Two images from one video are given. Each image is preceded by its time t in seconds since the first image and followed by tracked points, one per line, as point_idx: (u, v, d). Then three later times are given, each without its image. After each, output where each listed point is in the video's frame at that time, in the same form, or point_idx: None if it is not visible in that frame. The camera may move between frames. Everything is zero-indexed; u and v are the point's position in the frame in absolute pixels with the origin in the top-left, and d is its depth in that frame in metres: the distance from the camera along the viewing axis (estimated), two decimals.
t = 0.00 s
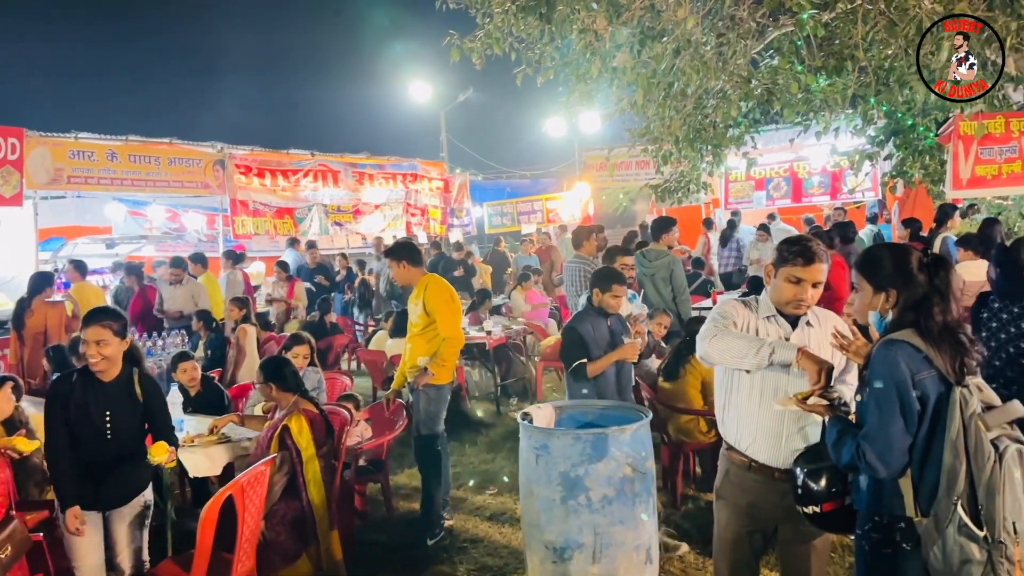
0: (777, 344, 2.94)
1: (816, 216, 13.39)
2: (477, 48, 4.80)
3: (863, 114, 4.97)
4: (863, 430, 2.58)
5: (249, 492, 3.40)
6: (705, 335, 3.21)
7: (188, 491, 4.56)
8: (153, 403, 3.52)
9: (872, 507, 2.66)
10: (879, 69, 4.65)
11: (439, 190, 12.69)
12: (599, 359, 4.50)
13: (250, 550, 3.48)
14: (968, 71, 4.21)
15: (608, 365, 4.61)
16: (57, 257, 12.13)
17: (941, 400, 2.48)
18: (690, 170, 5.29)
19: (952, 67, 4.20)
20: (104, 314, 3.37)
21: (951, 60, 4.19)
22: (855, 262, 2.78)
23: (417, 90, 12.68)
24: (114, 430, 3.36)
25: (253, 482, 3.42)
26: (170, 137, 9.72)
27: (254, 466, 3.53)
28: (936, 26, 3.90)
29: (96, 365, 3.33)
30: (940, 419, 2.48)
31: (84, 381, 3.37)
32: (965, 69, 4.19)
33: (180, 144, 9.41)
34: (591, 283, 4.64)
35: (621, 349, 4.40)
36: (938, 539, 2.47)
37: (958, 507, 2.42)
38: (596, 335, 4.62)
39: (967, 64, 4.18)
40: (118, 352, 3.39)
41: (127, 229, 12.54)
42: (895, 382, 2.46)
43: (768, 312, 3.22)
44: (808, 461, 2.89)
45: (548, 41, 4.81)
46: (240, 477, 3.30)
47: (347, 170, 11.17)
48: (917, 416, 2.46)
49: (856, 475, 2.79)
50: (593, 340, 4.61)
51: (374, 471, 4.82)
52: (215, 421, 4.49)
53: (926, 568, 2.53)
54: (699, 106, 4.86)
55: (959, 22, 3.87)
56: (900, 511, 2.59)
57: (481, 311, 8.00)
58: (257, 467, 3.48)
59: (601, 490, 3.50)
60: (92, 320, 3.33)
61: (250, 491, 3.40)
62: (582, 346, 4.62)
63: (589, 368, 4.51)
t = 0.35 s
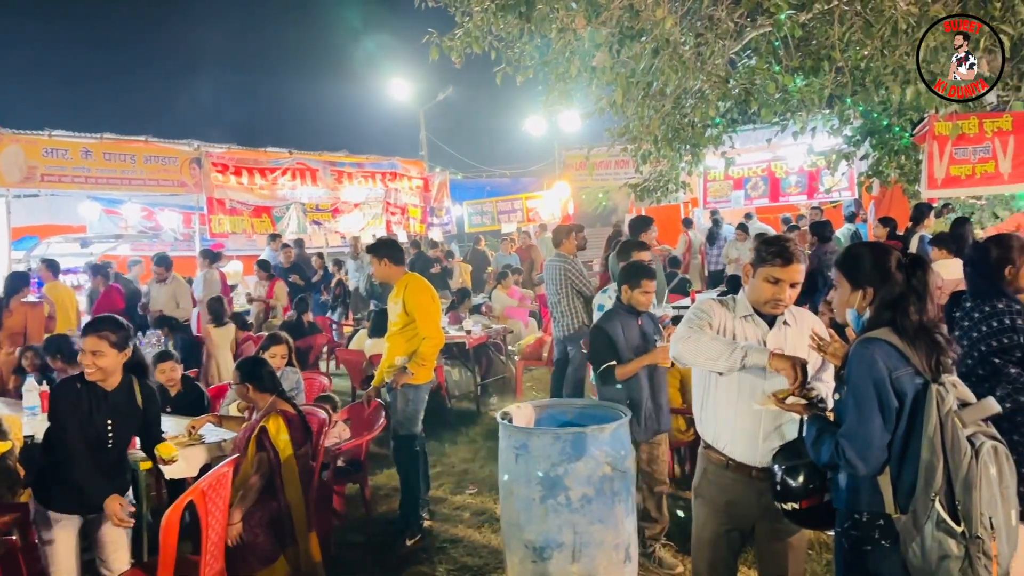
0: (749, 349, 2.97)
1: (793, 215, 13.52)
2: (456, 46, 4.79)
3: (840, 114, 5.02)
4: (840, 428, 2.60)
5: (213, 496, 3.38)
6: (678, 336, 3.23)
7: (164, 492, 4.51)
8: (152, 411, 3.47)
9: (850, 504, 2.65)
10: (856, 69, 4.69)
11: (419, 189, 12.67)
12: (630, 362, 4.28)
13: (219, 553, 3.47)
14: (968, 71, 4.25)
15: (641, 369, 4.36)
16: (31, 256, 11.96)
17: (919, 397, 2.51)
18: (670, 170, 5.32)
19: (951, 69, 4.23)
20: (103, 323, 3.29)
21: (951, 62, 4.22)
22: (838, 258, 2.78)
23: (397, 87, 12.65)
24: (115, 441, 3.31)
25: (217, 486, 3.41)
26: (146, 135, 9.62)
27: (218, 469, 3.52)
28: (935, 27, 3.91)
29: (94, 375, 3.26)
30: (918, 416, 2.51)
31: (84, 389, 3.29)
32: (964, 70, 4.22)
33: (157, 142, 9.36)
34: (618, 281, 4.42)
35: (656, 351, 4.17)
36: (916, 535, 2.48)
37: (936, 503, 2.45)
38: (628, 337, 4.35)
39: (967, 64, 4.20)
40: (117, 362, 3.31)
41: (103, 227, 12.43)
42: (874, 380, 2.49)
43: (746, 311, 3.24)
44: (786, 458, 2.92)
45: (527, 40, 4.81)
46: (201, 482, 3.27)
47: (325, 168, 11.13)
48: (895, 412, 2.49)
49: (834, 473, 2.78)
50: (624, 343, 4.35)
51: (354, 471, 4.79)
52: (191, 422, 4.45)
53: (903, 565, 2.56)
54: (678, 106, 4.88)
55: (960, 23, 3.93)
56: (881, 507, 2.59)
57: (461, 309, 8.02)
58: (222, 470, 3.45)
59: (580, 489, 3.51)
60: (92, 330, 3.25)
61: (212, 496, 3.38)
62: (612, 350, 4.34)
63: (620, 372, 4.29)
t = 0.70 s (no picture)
0: (730, 352, 2.96)
1: (779, 214, 13.58)
2: (443, 44, 4.78)
3: (826, 113, 5.04)
4: (825, 425, 2.62)
5: (202, 495, 3.34)
6: (662, 337, 3.23)
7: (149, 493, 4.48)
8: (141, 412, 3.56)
9: (837, 502, 2.64)
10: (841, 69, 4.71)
11: (406, 187, 12.67)
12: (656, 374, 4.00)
13: (207, 553, 3.43)
14: (967, 71, 4.29)
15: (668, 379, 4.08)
16: (15, 254, 11.87)
17: (902, 395, 2.53)
18: (657, 169, 5.34)
19: (952, 68, 4.27)
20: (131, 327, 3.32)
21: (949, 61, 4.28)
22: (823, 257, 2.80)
23: (386, 85, 12.62)
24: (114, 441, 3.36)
25: (207, 485, 3.36)
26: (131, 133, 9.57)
27: (207, 469, 3.45)
28: (938, 28, 3.98)
29: (125, 376, 3.29)
30: (901, 414, 2.53)
31: (89, 392, 3.24)
32: (965, 69, 4.26)
33: (141, 139, 9.29)
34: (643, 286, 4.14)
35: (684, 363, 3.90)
36: (902, 531, 2.51)
37: (921, 499, 2.47)
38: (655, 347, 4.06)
39: (967, 65, 4.24)
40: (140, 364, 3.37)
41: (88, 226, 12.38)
42: (857, 377, 2.51)
43: (730, 310, 3.25)
44: (772, 454, 2.93)
45: (514, 39, 4.80)
46: (192, 481, 3.24)
47: (313, 166, 11.07)
48: (879, 409, 2.51)
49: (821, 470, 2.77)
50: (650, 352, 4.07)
51: (340, 471, 4.78)
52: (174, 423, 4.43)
53: (890, 561, 2.58)
54: (665, 105, 4.89)
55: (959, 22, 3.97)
56: (864, 505, 2.60)
57: (449, 308, 8.02)
58: (211, 470, 3.40)
59: (567, 488, 3.51)
60: (128, 331, 3.28)
61: (204, 494, 3.35)
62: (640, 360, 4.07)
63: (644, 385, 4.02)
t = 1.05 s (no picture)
0: (730, 354, 2.95)
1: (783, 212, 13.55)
2: (446, 42, 4.77)
3: (830, 110, 5.03)
4: (827, 421, 2.62)
5: (216, 491, 3.33)
6: (664, 338, 3.21)
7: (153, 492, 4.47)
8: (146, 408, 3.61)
9: (841, 499, 2.63)
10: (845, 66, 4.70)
11: (410, 186, 12.68)
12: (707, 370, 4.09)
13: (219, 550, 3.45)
14: (968, 72, 4.25)
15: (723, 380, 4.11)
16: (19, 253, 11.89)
17: (903, 392, 2.52)
18: (660, 167, 5.34)
19: (953, 68, 4.24)
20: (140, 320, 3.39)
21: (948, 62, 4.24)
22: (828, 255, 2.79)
23: (389, 84, 12.62)
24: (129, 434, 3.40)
25: (221, 482, 3.35)
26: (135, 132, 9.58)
27: (221, 466, 3.44)
28: (939, 27, 3.96)
29: (145, 367, 3.35)
30: (903, 410, 2.52)
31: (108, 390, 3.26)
32: (965, 69, 4.23)
33: (145, 139, 9.32)
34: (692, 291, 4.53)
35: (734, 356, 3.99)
36: (905, 528, 2.49)
37: (923, 495, 2.45)
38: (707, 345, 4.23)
39: (968, 64, 4.22)
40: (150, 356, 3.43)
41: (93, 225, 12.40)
42: (858, 374, 2.51)
43: (733, 309, 3.23)
44: (776, 452, 2.94)
45: (517, 37, 4.80)
46: (207, 475, 3.24)
47: (316, 165, 11.07)
48: (879, 405, 2.51)
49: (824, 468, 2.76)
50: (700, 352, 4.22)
51: (344, 469, 4.78)
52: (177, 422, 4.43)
53: (893, 558, 2.57)
54: (669, 102, 4.88)
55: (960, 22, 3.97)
56: (868, 503, 2.59)
57: (453, 306, 8.01)
58: (224, 467, 3.39)
59: (570, 486, 3.51)
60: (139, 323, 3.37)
61: (218, 488, 3.34)
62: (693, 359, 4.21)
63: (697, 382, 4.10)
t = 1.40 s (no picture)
0: (749, 359, 2.92)
1: (807, 209, 13.38)
2: (466, 41, 4.78)
3: (853, 107, 4.98)
4: (852, 421, 2.60)
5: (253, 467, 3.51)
6: (685, 338, 3.18)
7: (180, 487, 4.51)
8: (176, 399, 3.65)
9: (865, 500, 2.63)
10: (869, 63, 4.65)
11: (431, 185, 12.72)
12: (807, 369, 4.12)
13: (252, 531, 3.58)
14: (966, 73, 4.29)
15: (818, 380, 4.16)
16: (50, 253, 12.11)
17: (928, 392, 2.49)
18: (681, 165, 5.31)
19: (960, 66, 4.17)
20: (154, 312, 3.43)
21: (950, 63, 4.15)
22: (852, 253, 2.76)
23: (410, 84, 12.66)
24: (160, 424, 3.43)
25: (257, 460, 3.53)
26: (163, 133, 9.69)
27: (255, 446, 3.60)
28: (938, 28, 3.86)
29: (165, 359, 3.42)
30: (928, 410, 2.48)
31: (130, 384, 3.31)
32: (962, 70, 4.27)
33: (171, 139, 9.33)
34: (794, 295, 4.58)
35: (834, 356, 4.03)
36: (932, 527, 2.46)
37: (950, 495, 2.43)
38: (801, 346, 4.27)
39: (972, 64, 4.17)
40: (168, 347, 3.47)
41: (119, 224, 12.62)
42: (883, 372, 2.48)
43: (756, 308, 3.21)
44: (800, 452, 2.92)
45: (538, 35, 4.79)
46: (246, 451, 3.42)
47: (338, 165, 11.16)
48: (904, 405, 2.48)
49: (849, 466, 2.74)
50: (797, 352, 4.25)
51: (367, 467, 4.80)
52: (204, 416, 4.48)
53: (921, 558, 2.54)
54: (690, 100, 4.86)
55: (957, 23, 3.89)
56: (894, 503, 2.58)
57: (476, 304, 8.02)
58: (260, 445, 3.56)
59: (592, 485, 3.51)
60: (153, 316, 3.40)
61: (257, 464, 3.52)
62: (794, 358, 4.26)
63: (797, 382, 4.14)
